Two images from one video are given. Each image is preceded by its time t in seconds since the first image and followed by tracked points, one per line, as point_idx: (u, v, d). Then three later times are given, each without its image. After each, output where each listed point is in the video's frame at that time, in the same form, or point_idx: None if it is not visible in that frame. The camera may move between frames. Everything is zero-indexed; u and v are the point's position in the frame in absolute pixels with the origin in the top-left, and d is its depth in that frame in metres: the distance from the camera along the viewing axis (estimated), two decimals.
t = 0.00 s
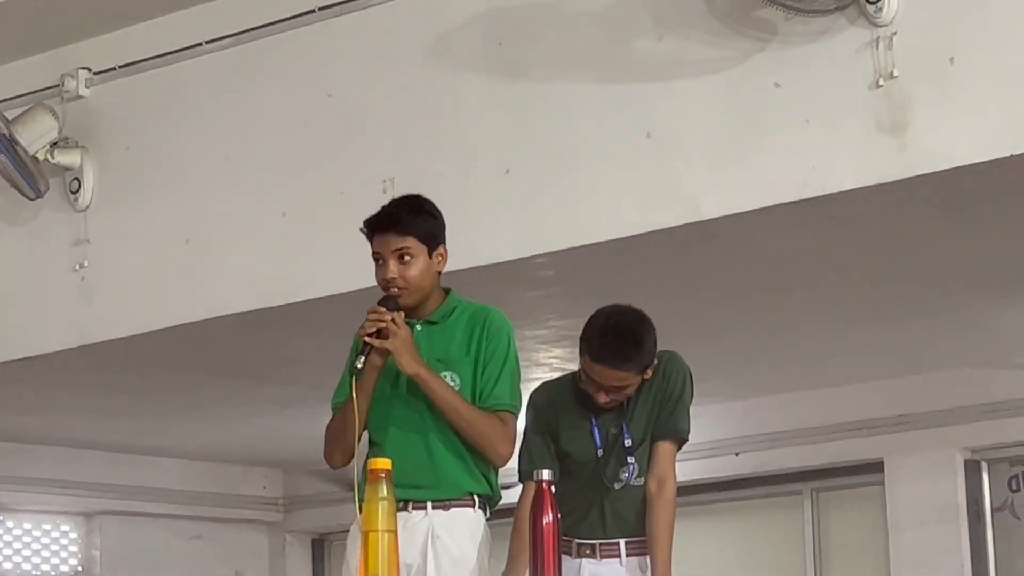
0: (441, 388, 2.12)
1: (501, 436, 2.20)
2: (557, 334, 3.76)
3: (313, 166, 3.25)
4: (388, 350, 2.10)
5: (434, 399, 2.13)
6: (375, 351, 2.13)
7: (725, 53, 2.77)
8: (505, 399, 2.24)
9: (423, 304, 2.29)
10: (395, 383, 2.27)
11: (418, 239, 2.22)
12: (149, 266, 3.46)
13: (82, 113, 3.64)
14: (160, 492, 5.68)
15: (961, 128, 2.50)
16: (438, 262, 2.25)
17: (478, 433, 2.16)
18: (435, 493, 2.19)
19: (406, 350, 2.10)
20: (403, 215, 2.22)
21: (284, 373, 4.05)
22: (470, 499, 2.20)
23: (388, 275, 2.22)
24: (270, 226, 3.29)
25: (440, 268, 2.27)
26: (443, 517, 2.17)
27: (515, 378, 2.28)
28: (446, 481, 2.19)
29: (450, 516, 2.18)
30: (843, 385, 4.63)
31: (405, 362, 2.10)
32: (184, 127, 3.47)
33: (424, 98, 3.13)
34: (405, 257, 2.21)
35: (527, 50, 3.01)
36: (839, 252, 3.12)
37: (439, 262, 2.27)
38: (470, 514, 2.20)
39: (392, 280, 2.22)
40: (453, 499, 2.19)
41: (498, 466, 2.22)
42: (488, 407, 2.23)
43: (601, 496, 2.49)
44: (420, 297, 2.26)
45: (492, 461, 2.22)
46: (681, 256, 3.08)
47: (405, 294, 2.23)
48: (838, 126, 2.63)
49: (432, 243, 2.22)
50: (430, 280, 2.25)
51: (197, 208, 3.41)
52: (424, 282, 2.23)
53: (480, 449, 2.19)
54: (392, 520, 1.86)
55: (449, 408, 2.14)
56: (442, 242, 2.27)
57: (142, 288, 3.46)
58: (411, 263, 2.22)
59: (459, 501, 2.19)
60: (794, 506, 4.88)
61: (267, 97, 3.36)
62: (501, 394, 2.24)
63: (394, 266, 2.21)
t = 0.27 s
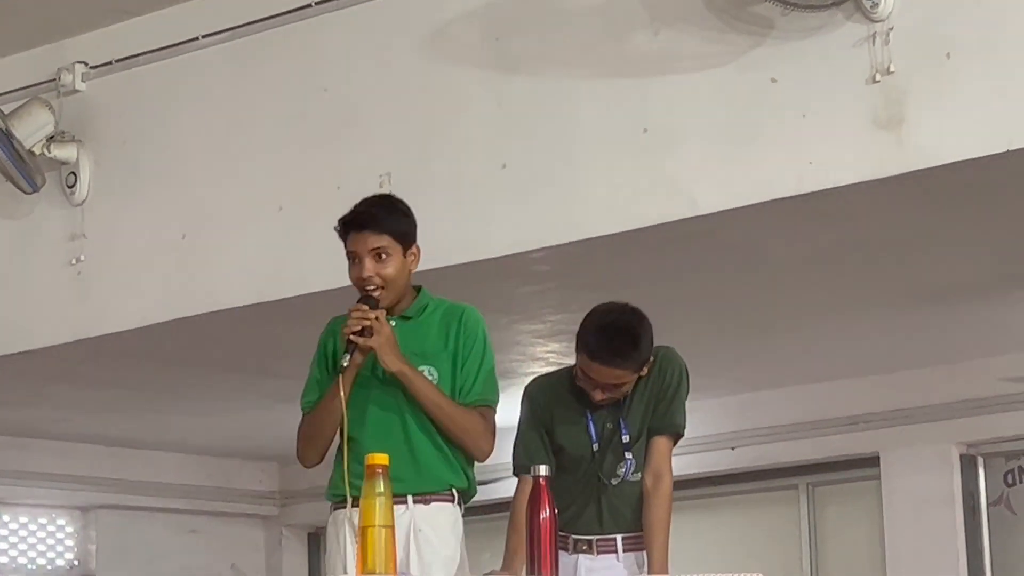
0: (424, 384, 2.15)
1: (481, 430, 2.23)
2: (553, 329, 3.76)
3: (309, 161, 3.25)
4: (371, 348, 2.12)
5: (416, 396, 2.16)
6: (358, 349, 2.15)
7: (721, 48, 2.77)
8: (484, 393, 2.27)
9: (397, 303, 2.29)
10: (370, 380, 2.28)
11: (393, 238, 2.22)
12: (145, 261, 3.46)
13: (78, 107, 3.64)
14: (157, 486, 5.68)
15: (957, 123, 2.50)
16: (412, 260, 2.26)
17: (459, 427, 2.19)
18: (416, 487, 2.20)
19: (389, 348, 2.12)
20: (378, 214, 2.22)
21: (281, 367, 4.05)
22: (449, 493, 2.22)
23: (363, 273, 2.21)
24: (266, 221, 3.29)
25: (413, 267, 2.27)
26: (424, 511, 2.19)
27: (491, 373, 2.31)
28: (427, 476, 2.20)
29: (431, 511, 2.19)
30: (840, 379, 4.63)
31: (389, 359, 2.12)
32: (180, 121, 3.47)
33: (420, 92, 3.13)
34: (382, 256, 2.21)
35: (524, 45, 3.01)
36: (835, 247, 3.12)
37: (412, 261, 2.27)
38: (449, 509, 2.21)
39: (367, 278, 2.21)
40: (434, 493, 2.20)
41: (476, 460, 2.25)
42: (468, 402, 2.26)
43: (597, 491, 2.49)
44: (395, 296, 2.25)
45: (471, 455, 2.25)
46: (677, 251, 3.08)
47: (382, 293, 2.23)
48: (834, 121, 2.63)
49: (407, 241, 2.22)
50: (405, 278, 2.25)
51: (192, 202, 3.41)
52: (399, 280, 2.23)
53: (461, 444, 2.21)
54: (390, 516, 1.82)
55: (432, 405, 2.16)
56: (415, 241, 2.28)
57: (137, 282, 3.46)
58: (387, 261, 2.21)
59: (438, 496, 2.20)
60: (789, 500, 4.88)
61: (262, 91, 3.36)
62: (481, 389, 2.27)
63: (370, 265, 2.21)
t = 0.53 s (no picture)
0: (409, 378, 2.17)
1: (462, 424, 2.25)
2: (548, 322, 3.76)
3: (305, 154, 3.25)
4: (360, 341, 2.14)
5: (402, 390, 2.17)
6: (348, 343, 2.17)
7: (718, 42, 2.77)
8: (465, 389, 2.29)
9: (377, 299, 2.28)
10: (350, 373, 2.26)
11: (379, 234, 2.22)
12: (140, 253, 3.46)
13: (75, 100, 3.64)
14: (152, 479, 5.68)
15: (954, 118, 2.50)
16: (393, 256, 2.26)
17: (442, 422, 2.21)
18: (400, 482, 2.20)
19: (376, 341, 2.15)
20: (364, 209, 2.22)
21: (275, 360, 4.05)
22: (431, 488, 2.22)
23: (350, 269, 2.20)
24: (261, 214, 3.29)
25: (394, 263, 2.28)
26: (410, 506, 2.18)
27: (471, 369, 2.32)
28: (410, 470, 2.21)
29: (415, 506, 2.19)
30: (835, 373, 4.64)
31: (376, 353, 2.15)
32: (175, 114, 3.46)
33: (416, 85, 3.12)
34: (369, 252, 2.21)
35: (521, 39, 3.01)
36: (830, 241, 3.12)
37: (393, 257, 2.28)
38: (431, 504, 2.21)
39: (354, 274, 2.20)
40: (417, 488, 2.20)
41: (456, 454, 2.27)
42: (450, 397, 2.27)
43: (591, 483, 2.49)
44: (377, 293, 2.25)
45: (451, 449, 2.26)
46: (673, 245, 3.08)
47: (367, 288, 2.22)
48: (830, 115, 2.63)
49: (392, 237, 2.24)
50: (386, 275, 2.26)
51: (187, 195, 3.41)
52: (383, 276, 2.24)
53: (444, 438, 2.23)
54: (386, 509, 1.82)
55: (418, 400, 2.18)
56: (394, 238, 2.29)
57: (133, 275, 3.46)
58: (373, 257, 2.22)
59: (422, 491, 2.21)
60: (784, 494, 4.89)
61: (259, 84, 3.35)
62: (462, 384, 2.29)
63: (357, 260, 2.20)
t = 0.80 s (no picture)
0: (402, 369, 2.18)
1: (449, 417, 2.26)
2: (544, 313, 3.76)
3: (301, 144, 3.25)
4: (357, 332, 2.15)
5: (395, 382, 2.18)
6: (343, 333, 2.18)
7: (715, 34, 2.77)
8: (453, 382, 2.30)
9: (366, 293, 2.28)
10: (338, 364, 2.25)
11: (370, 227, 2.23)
12: (136, 242, 3.46)
13: (71, 89, 3.64)
14: (147, 469, 5.69)
15: (949, 109, 2.50)
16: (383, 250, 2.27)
17: (431, 415, 2.22)
18: (389, 472, 2.20)
19: (370, 332, 2.17)
20: (356, 201, 2.22)
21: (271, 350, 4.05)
22: (419, 480, 2.22)
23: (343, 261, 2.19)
24: (257, 203, 3.29)
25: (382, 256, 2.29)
26: (400, 496, 2.19)
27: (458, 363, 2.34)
28: (399, 461, 2.21)
29: (404, 496, 2.19)
30: (830, 365, 4.64)
31: (370, 343, 2.16)
32: (172, 103, 3.46)
33: (413, 76, 3.12)
34: (362, 244, 2.20)
35: (518, 29, 3.01)
36: (825, 232, 3.13)
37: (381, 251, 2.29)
38: (419, 494, 2.22)
39: (347, 267, 2.19)
40: (406, 479, 2.21)
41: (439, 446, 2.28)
42: (438, 390, 2.28)
43: (586, 473, 2.50)
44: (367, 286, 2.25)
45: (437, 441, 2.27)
46: (668, 236, 3.08)
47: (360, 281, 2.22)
48: (827, 106, 2.63)
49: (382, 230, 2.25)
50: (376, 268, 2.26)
51: (183, 185, 3.41)
52: (374, 269, 2.24)
53: (432, 430, 2.24)
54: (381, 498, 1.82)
55: (409, 391, 2.19)
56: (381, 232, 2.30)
57: (128, 265, 3.46)
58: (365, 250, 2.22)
59: (409, 481, 2.21)
60: (779, 486, 4.89)
61: (255, 73, 3.35)
62: (450, 377, 2.30)
63: (351, 253, 2.20)
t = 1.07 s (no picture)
0: (400, 366, 2.19)
1: (446, 413, 2.27)
2: (541, 304, 3.77)
3: (298, 135, 3.25)
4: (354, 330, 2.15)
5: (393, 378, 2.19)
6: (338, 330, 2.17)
7: (713, 26, 2.77)
8: (450, 377, 2.31)
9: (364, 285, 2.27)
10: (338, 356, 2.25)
11: (368, 223, 2.20)
12: (133, 232, 3.46)
13: (69, 78, 3.63)
14: (144, 459, 5.69)
15: (947, 103, 2.50)
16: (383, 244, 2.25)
17: (428, 409, 2.23)
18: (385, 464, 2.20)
19: (368, 329, 2.16)
20: (354, 199, 2.19)
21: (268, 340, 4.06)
22: (414, 471, 2.23)
23: (340, 259, 2.18)
24: (254, 194, 3.29)
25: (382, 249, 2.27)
26: (396, 487, 2.20)
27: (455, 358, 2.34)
28: (396, 454, 2.21)
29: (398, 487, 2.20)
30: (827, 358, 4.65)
31: (367, 340, 2.16)
32: (170, 93, 3.46)
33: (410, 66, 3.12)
34: (359, 242, 2.19)
35: (517, 21, 3.00)
36: (822, 225, 3.13)
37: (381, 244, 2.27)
38: (413, 485, 2.22)
39: (343, 265, 2.19)
40: (401, 471, 2.21)
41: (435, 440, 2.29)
42: (435, 384, 2.29)
43: (582, 465, 2.50)
44: (365, 281, 2.25)
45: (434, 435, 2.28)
46: (664, 228, 3.08)
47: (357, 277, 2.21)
48: (823, 99, 2.63)
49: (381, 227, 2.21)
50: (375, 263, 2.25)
51: (181, 175, 3.41)
52: (371, 265, 2.23)
53: (428, 425, 2.25)
54: (377, 488, 1.81)
55: (406, 387, 2.20)
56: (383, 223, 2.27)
57: (124, 254, 3.46)
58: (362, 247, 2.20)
59: (404, 473, 2.22)
60: (775, 479, 4.90)
61: (253, 64, 3.35)
62: (447, 372, 2.31)
63: (347, 251, 2.18)
